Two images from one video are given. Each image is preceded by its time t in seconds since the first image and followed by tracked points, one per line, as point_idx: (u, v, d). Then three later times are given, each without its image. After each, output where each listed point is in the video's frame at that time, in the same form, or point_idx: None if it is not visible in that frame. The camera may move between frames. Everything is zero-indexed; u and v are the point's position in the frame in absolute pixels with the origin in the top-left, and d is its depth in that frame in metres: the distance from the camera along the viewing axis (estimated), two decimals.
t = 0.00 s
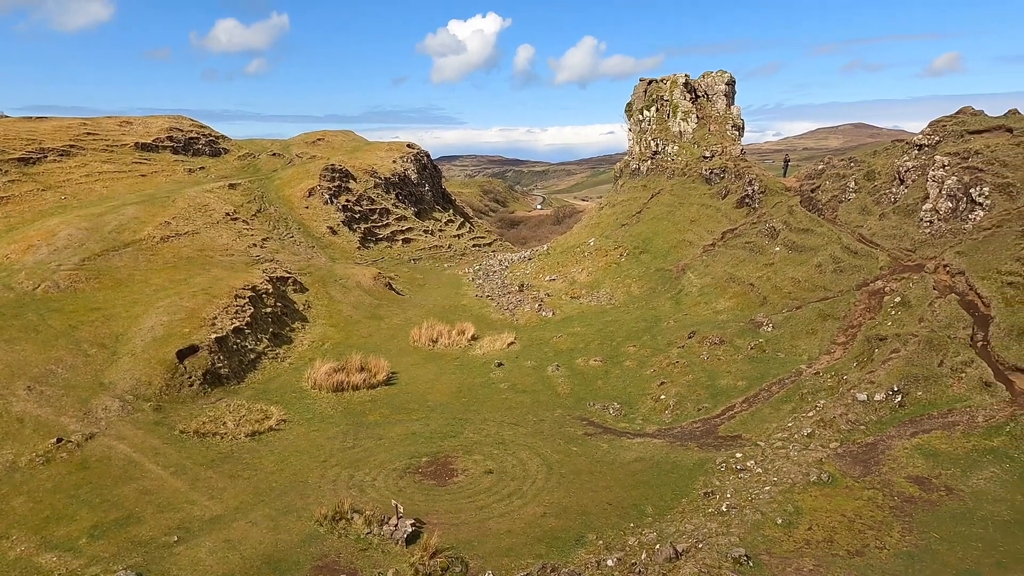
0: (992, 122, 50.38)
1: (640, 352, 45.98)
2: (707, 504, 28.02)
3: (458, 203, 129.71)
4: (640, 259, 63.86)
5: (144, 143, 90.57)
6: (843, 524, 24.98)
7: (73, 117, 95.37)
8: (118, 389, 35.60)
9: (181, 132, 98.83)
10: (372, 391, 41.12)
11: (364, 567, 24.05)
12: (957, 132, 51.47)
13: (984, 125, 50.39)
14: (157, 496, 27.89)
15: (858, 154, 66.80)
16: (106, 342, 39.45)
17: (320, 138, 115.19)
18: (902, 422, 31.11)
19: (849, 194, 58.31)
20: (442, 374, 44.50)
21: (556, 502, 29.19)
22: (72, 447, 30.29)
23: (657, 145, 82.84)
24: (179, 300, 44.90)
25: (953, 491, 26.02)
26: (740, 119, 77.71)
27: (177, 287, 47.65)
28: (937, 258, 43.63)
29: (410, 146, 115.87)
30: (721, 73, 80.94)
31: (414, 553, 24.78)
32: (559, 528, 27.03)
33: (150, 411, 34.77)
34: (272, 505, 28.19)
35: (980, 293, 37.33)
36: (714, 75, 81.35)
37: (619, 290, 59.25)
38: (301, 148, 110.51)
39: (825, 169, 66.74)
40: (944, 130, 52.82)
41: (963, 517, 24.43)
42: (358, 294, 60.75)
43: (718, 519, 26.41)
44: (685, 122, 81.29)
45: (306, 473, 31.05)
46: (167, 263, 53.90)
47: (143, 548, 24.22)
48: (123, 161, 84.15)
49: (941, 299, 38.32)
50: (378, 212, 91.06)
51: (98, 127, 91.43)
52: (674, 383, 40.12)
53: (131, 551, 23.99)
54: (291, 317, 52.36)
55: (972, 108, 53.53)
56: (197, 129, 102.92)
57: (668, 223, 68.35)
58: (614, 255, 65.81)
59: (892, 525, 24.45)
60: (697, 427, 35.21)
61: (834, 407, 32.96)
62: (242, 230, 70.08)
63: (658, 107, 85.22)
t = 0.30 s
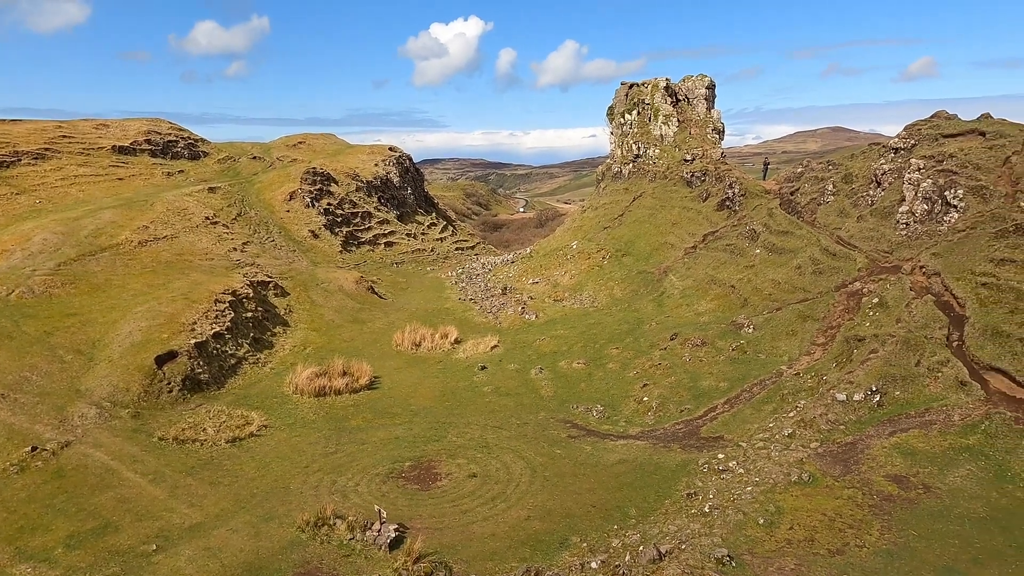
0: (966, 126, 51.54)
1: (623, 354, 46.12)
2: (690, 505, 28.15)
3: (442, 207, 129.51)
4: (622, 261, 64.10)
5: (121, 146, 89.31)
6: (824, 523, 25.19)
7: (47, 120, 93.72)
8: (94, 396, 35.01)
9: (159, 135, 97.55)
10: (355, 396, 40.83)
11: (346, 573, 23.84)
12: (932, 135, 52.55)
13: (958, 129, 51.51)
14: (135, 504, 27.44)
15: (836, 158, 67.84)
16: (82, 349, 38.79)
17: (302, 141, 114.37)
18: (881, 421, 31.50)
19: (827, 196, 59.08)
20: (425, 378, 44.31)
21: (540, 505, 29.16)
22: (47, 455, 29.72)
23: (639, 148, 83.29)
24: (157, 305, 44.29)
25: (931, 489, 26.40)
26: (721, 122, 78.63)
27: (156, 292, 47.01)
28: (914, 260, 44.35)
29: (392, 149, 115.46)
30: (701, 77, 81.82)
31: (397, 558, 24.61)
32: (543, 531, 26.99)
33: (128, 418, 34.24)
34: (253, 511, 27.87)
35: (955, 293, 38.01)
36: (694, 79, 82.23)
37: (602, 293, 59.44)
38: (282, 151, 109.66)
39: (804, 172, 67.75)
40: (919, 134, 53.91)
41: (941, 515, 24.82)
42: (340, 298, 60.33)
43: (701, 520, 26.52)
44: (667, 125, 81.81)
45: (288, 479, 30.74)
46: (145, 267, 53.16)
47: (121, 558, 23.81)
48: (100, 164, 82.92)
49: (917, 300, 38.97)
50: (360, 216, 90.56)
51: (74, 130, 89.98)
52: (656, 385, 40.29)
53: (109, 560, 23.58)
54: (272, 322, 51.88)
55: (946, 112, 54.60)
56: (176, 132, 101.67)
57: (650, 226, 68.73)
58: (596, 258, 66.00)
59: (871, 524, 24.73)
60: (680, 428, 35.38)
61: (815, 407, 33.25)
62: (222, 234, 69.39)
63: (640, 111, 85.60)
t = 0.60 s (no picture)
0: (944, 129, 52.71)
1: (609, 355, 46.25)
2: (676, 506, 28.24)
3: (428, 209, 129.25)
4: (608, 263, 64.30)
5: (102, 148, 88.24)
6: (808, 522, 25.36)
7: (26, 122, 92.33)
8: (75, 401, 34.53)
9: (141, 137, 96.44)
10: (340, 400, 40.59)
11: None
12: (912, 138, 53.72)
13: (937, 132, 52.65)
14: (116, 511, 27.05)
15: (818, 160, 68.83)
16: (62, 353, 38.23)
17: (286, 143, 113.62)
18: (864, 421, 31.80)
19: (810, 198, 59.75)
20: (411, 381, 44.16)
21: (526, 507, 29.12)
22: (26, 462, 29.24)
23: (624, 150, 83.61)
24: (139, 309, 43.78)
25: (913, 488, 26.73)
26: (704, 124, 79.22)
27: (138, 295, 46.47)
28: (895, 261, 44.96)
29: (378, 151, 115.00)
30: (685, 79, 82.41)
31: (384, 563, 24.44)
32: (530, 533, 26.95)
33: (110, 423, 33.81)
34: (238, 517, 27.58)
35: (935, 294, 38.59)
36: (678, 82, 82.78)
37: (588, 294, 59.58)
38: (266, 153, 108.92)
39: (787, 174, 68.75)
40: (900, 137, 55.04)
41: (923, 513, 25.14)
42: (325, 301, 59.98)
43: (687, 520, 26.60)
44: (651, 127, 82.15)
45: (273, 484, 30.47)
46: (127, 271, 52.53)
47: (102, 565, 23.46)
48: (80, 167, 81.87)
49: (898, 300, 39.56)
50: (345, 218, 90.08)
51: (53, 132, 88.75)
52: (642, 386, 40.43)
53: (89, 568, 23.22)
54: (256, 325, 51.45)
55: (926, 115, 55.52)
56: (158, 134, 100.57)
57: (635, 228, 69.03)
58: (582, 259, 66.11)
59: (855, 522, 24.96)
60: (666, 429, 35.51)
61: (798, 407, 33.47)
62: (205, 237, 68.79)
63: (624, 114, 85.83)
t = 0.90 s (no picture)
0: (919, 131, 53.78)
1: (591, 357, 46.41)
2: (658, 506, 28.34)
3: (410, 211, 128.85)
4: (590, 265, 64.51)
5: (77, 150, 86.76)
6: (788, 520, 25.60)
7: None
8: (49, 408, 33.88)
9: (117, 139, 94.93)
10: (322, 404, 40.27)
11: None
12: (887, 141, 54.69)
13: (912, 135, 53.67)
14: (92, 519, 26.57)
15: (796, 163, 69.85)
16: (35, 360, 37.50)
17: (265, 146, 112.60)
18: (842, 420, 32.18)
19: (789, 200, 60.57)
20: (394, 384, 43.93)
21: (509, 510, 29.08)
22: None
23: (605, 153, 84.01)
24: (115, 313, 43.10)
25: (890, 486, 27.12)
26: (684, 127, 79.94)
27: (114, 300, 45.75)
28: (872, 261, 45.71)
29: (359, 153, 114.40)
30: (665, 82, 83.12)
31: (366, 567, 24.27)
32: (513, 536, 26.91)
33: (85, 430, 33.23)
34: (217, 523, 27.23)
35: (911, 294, 39.39)
36: (658, 85, 83.49)
37: (571, 296, 59.69)
38: (245, 155, 107.83)
39: (766, 176, 69.62)
40: (876, 140, 56.03)
41: (900, 510, 25.55)
42: (306, 304, 59.49)
43: (670, 520, 26.68)
44: (632, 130, 82.61)
45: (253, 490, 30.12)
46: (103, 275, 51.67)
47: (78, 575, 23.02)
48: (54, 169, 80.42)
49: (875, 300, 40.23)
50: (326, 221, 89.43)
51: (26, 134, 87.05)
52: (624, 387, 40.60)
53: None
54: (236, 329, 50.88)
55: (901, 118, 56.61)
56: (135, 136, 99.08)
57: (617, 230, 69.37)
58: (565, 261, 66.22)
59: (834, 520, 25.25)
60: (648, 430, 35.66)
61: (778, 407, 33.77)
62: (184, 240, 67.95)
63: (606, 116, 86.18)
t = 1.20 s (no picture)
0: (898, 134, 54.61)
1: (577, 358, 46.51)
2: (644, 506, 28.41)
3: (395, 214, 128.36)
4: (575, 266, 64.65)
5: (55, 152, 85.50)
6: (772, 519, 25.77)
7: None
8: (27, 414, 33.34)
9: (97, 140, 93.63)
10: (306, 407, 39.96)
11: None
12: (868, 143, 55.45)
13: (892, 137, 54.48)
14: (73, 526, 26.17)
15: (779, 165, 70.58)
16: (13, 364, 36.89)
17: (248, 147, 111.66)
18: (825, 419, 32.44)
19: (772, 202, 61.24)
20: (379, 387, 43.70)
21: (496, 511, 29.03)
22: None
23: (590, 155, 84.25)
24: (96, 317, 42.53)
25: (872, 484, 27.42)
26: (668, 130, 80.36)
27: (94, 304, 45.14)
28: (853, 262, 46.33)
29: (344, 155, 113.77)
30: (649, 84, 83.50)
31: (351, 572, 24.08)
32: (500, 538, 26.86)
33: (65, 435, 32.74)
34: (201, 529, 26.93)
35: (891, 294, 40.14)
36: (643, 87, 83.88)
37: (556, 297, 59.75)
38: (227, 157, 106.88)
39: (749, 178, 70.27)
40: (857, 142, 56.78)
41: (882, 507, 25.85)
42: (290, 307, 59.04)
43: (655, 520, 26.74)
44: (617, 132, 82.96)
45: (237, 494, 29.83)
46: (83, 278, 50.96)
47: None
48: (32, 171, 79.19)
49: (857, 301, 40.78)
50: (310, 223, 88.85)
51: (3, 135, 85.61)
52: (610, 388, 40.71)
53: None
54: (218, 332, 50.40)
55: (881, 121, 57.47)
56: (115, 137, 97.79)
57: (602, 231, 69.61)
58: (550, 263, 66.26)
59: (817, 518, 25.46)
60: (633, 430, 35.78)
61: (762, 407, 33.98)
62: (165, 243, 67.25)
63: (590, 118, 86.43)
